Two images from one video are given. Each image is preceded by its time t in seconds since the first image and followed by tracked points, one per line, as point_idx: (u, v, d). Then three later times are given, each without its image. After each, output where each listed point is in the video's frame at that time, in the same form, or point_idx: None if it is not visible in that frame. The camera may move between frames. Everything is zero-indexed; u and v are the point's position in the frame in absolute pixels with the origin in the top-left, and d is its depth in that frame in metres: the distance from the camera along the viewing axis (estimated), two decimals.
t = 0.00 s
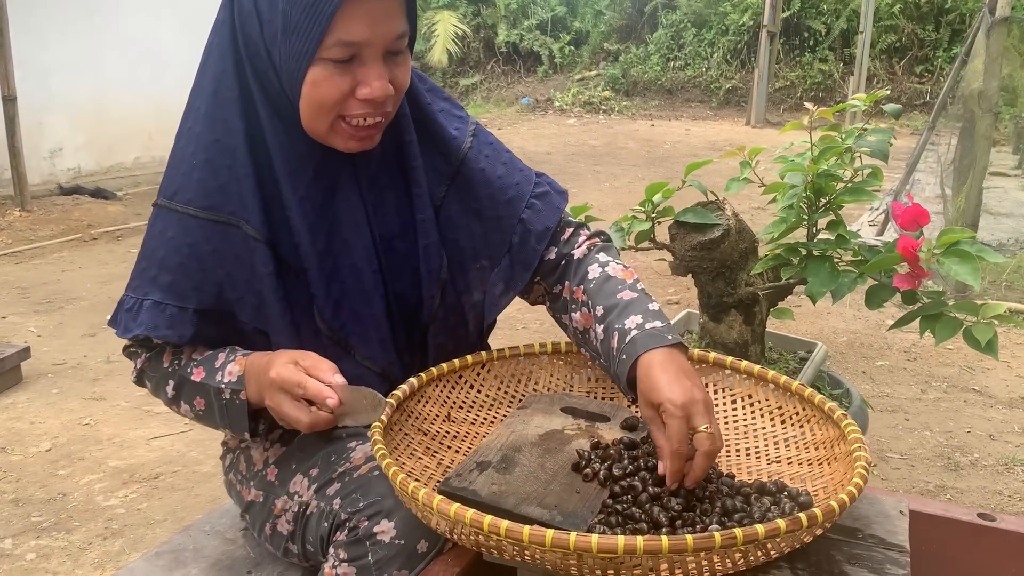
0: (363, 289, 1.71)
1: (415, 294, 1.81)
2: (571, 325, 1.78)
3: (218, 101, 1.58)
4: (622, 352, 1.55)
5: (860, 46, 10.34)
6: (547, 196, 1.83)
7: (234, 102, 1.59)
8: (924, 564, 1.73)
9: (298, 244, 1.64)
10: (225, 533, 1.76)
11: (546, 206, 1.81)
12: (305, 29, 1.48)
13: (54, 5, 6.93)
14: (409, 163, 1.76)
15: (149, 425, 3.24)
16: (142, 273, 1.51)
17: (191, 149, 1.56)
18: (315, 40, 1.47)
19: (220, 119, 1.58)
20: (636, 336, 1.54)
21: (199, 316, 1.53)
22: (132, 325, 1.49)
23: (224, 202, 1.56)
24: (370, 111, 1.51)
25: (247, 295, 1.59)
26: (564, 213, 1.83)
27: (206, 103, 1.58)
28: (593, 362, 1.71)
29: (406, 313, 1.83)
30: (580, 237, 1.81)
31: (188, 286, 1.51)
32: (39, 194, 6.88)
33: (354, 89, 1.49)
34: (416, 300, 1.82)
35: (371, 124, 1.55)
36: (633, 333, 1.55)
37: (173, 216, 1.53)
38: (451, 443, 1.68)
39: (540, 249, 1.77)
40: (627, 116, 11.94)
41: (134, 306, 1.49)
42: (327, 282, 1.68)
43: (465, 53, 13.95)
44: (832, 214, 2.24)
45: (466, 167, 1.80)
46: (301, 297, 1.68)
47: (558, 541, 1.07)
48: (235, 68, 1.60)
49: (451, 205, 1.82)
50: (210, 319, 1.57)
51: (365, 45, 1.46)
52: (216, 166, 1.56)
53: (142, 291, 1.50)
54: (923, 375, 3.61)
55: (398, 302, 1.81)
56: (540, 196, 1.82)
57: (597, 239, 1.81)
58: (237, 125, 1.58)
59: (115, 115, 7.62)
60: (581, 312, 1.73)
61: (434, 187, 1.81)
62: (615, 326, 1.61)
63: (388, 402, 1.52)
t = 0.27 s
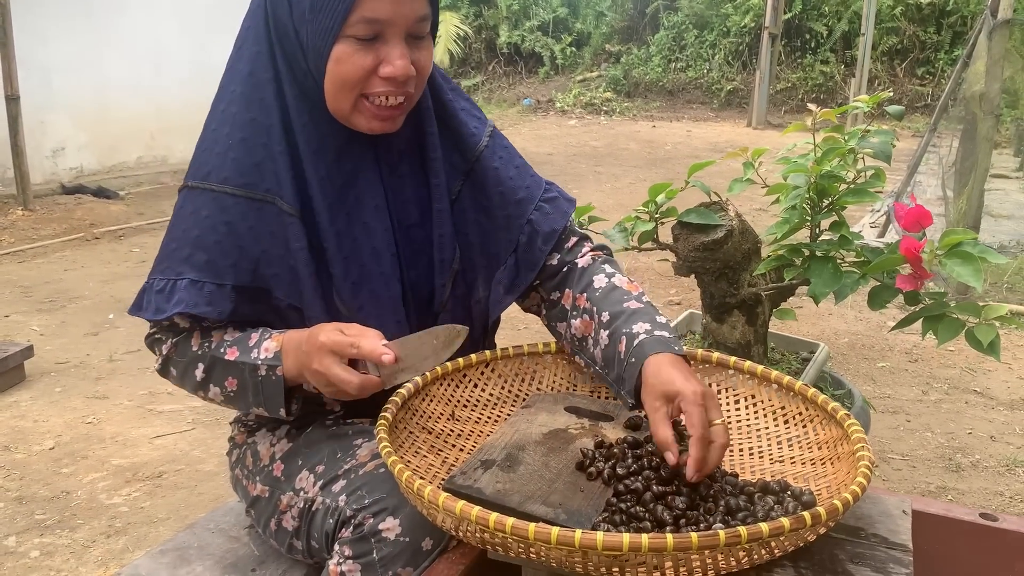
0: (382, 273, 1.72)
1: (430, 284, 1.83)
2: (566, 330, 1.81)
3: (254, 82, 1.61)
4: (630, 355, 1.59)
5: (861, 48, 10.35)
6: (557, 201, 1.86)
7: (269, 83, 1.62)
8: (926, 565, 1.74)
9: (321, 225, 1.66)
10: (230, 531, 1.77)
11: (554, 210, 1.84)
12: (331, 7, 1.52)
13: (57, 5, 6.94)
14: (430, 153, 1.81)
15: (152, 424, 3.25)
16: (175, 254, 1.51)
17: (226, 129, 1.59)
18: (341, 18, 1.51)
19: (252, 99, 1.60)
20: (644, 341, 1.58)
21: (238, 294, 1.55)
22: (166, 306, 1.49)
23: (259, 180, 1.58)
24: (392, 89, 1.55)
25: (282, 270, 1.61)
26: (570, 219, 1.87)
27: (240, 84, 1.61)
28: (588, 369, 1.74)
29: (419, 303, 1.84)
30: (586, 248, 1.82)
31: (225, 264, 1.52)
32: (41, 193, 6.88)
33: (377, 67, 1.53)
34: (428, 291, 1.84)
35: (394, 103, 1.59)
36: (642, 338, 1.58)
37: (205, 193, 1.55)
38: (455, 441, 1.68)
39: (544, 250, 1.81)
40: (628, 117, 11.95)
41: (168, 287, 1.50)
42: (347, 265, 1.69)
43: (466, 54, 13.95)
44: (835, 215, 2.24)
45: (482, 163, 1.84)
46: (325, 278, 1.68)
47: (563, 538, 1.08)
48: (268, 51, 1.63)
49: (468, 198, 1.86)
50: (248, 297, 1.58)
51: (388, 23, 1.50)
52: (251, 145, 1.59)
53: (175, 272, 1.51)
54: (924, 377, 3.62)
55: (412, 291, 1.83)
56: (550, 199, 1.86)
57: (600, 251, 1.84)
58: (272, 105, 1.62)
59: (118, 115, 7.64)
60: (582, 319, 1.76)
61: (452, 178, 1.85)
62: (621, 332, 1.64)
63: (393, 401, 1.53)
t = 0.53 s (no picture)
0: (399, 266, 1.75)
1: (448, 283, 1.89)
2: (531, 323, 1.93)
3: (287, 78, 1.65)
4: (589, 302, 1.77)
5: (861, 53, 10.37)
6: (552, 219, 1.98)
7: (301, 79, 1.66)
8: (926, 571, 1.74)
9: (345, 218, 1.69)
10: (231, 536, 1.77)
11: (551, 226, 1.96)
12: None
13: (60, 11, 6.99)
14: (450, 156, 1.88)
15: (153, 429, 3.25)
16: (206, 246, 1.51)
17: (260, 123, 1.62)
18: (363, 11, 1.55)
19: (283, 93, 1.65)
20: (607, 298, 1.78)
21: (267, 285, 1.55)
22: (196, 299, 1.48)
23: (292, 172, 1.61)
24: (411, 81, 1.58)
25: (313, 262, 1.62)
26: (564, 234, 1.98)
27: (272, 79, 1.65)
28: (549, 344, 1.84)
29: (436, 299, 1.90)
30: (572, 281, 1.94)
31: (257, 254, 1.53)
32: (42, 197, 6.89)
33: (397, 59, 1.57)
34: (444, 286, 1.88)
35: (412, 95, 1.62)
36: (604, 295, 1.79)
37: (235, 184, 1.56)
38: (456, 447, 1.68)
39: (540, 262, 1.92)
40: (628, 122, 11.97)
41: (199, 281, 1.49)
42: (365, 258, 1.72)
43: (467, 59, 13.89)
44: (835, 221, 2.25)
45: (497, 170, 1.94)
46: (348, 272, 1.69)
47: (564, 544, 1.09)
48: (299, 47, 1.67)
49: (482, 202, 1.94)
50: (280, 289, 1.58)
51: (407, 15, 1.54)
52: (285, 138, 1.62)
53: (207, 264, 1.50)
54: (924, 383, 3.62)
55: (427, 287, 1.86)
56: (547, 217, 1.98)
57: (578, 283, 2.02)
58: (304, 100, 1.66)
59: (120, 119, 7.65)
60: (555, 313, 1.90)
61: (468, 180, 1.92)
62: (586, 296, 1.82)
63: (394, 406, 1.53)
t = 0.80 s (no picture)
0: (407, 267, 1.76)
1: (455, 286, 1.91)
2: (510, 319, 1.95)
3: (300, 81, 1.67)
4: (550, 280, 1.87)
5: (860, 59, 10.40)
6: (546, 229, 1.99)
7: (314, 82, 1.68)
8: None
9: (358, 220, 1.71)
10: (231, 544, 1.77)
11: (545, 236, 1.98)
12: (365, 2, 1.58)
13: (61, 18, 7.01)
14: (456, 160, 1.88)
15: (153, 436, 3.25)
16: (225, 247, 1.53)
17: (276, 125, 1.64)
18: (373, 13, 1.57)
19: (297, 96, 1.66)
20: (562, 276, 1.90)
21: (289, 285, 1.56)
22: (220, 301, 1.48)
23: (308, 173, 1.62)
24: (420, 82, 1.59)
25: (331, 262, 1.63)
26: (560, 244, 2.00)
27: (287, 83, 1.67)
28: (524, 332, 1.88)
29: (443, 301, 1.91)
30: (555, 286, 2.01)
31: (276, 253, 1.55)
32: (43, 204, 6.91)
33: (407, 61, 1.58)
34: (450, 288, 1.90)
35: (420, 96, 1.62)
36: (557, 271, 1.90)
37: (252, 186, 1.58)
38: (456, 455, 1.69)
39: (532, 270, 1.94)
40: (627, 128, 11.99)
41: (221, 283, 1.50)
42: (376, 259, 1.73)
43: (466, 65, 13.92)
44: (833, 229, 2.25)
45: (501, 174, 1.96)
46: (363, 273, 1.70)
47: (563, 554, 1.09)
48: (313, 51, 1.69)
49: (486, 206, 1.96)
50: (299, 290, 1.58)
51: (417, 18, 1.56)
52: (300, 140, 1.64)
53: (227, 266, 1.51)
54: (923, 389, 3.62)
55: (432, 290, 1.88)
56: (541, 226, 1.99)
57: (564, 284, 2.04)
58: (318, 101, 1.67)
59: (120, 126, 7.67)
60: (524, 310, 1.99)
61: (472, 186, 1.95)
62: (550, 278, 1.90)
63: (394, 415, 1.54)
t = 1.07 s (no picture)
0: (402, 272, 1.77)
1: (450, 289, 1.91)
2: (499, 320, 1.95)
3: (295, 86, 1.68)
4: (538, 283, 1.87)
5: (857, 63, 10.42)
6: (542, 232, 1.99)
7: (308, 86, 1.68)
8: None
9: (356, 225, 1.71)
10: (229, 549, 1.77)
11: (540, 238, 1.97)
12: (357, 7, 1.58)
13: (60, 24, 7.02)
14: (450, 164, 1.89)
15: (151, 441, 3.25)
16: (220, 252, 1.53)
17: (272, 130, 1.64)
18: (365, 18, 1.57)
19: (293, 101, 1.67)
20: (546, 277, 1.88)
21: (285, 288, 1.57)
22: (217, 304, 1.48)
23: (303, 177, 1.63)
24: (413, 86, 1.59)
25: (326, 266, 1.63)
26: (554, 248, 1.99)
27: (282, 88, 1.68)
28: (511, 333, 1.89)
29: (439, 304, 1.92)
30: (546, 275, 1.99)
31: (272, 257, 1.55)
32: (41, 209, 6.90)
33: (400, 66, 1.58)
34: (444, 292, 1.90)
35: (413, 99, 1.62)
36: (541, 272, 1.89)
37: (249, 190, 1.58)
38: (454, 459, 1.69)
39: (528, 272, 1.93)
40: (626, 132, 12.01)
41: (217, 287, 1.50)
42: (374, 263, 1.74)
43: (465, 70, 13.95)
44: (831, 233, 2.25)
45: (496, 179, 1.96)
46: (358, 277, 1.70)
47: (562, 557, 1.09)
48: (308, 56, 1.69)
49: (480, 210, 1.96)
50: (294, 293, 1.59)
51: (410, 23, 1.56)
52: (295, 144, 1.64)
53: (224, 270, 1.51)
54: (922, 393, 3.62)
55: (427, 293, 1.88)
56: (536, 230, 1.98)
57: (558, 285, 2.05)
58: (313, 106, 1.68)
59: (119, 131, 7.67)
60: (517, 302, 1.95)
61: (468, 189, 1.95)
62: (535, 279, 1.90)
63: (393, 419, 1.53)
